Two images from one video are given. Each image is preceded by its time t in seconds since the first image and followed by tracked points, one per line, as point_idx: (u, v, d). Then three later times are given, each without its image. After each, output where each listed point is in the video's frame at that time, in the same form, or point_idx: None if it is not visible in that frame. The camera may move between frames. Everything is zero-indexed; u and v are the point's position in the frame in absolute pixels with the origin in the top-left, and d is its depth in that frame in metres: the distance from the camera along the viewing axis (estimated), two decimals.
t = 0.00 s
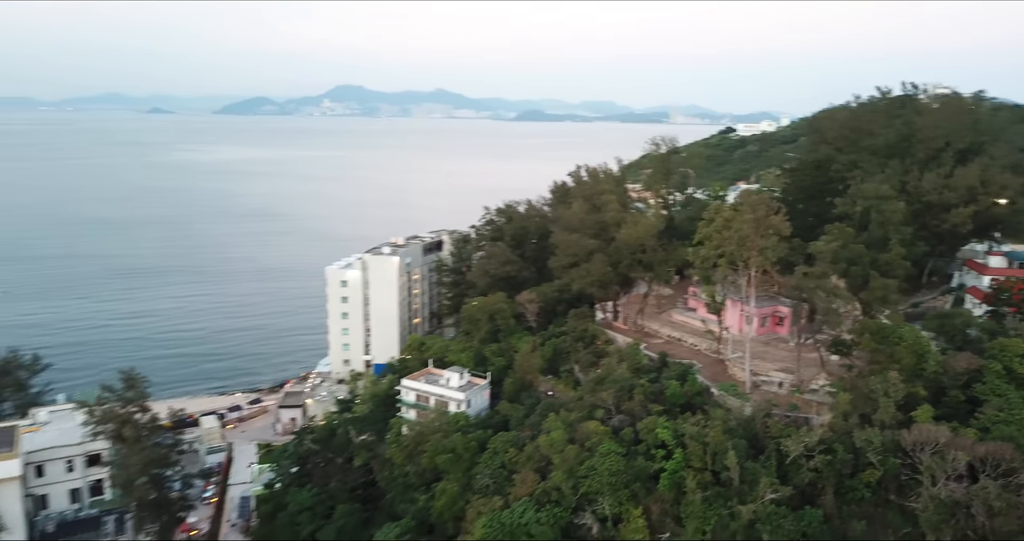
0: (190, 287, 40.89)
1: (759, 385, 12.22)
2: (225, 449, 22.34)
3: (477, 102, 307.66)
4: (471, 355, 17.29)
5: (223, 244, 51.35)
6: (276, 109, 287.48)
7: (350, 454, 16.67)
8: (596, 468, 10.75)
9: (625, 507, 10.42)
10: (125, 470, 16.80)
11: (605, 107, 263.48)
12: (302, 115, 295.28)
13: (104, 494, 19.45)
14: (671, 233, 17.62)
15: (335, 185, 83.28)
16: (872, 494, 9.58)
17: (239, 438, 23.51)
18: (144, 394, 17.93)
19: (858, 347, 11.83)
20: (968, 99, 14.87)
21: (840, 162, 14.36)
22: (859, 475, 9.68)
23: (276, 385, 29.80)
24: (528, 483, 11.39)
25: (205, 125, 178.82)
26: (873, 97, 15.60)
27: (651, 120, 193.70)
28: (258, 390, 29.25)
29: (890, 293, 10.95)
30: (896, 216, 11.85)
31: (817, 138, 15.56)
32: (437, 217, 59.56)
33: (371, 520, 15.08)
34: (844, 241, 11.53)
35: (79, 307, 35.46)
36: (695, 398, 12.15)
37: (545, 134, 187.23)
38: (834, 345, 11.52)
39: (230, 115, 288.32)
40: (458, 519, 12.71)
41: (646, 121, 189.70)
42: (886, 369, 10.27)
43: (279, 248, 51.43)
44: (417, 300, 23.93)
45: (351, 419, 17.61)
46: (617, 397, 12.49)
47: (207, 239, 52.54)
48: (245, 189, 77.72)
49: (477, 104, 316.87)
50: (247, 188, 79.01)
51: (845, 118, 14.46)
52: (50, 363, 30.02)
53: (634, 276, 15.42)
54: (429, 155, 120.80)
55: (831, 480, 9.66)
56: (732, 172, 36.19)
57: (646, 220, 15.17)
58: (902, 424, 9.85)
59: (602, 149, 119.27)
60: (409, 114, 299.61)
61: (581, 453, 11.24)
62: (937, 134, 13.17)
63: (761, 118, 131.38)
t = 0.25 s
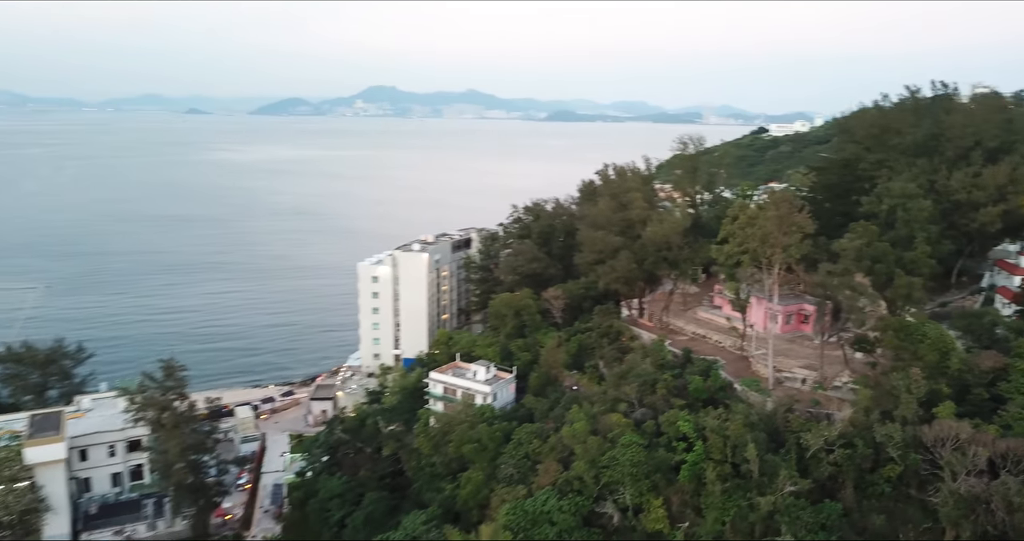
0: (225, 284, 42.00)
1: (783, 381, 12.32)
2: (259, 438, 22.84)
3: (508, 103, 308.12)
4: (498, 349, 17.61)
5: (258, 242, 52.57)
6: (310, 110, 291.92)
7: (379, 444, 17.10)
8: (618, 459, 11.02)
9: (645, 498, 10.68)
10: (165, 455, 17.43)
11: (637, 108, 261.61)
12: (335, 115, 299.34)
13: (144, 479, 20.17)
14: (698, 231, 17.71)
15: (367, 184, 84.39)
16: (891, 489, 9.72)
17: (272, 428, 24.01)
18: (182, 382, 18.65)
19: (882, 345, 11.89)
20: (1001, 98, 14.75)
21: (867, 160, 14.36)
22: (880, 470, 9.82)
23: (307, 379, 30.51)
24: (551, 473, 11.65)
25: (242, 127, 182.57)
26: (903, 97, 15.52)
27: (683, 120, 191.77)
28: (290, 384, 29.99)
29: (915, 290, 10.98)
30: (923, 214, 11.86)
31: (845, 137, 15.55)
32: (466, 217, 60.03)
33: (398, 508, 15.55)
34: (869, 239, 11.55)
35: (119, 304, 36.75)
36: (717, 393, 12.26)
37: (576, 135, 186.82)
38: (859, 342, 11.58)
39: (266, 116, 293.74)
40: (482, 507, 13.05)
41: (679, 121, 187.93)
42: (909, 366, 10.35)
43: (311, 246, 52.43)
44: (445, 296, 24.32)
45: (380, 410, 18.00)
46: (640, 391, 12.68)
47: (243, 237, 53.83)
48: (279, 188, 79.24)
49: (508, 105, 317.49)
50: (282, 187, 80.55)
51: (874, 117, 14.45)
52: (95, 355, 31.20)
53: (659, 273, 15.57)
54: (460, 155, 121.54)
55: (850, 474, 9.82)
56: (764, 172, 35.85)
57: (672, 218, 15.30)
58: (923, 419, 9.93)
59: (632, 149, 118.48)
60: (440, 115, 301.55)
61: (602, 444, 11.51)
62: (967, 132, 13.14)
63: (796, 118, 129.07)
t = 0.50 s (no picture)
0: (255, 280, 42.91)
1: (802, 377, 12.40)
2: (288, 429, 23.16)
3: (535, 103, 308.15)
4: (520, 344, 17.88)
5: (286, 239, 53.53)
6: (339, 110, 295.41)
7: (404, 434, 17.47)
8: (637, 449, 11.27)
9: (662, 488, 10.96)
10: (198, 442, 17.98)
11: (665, 108, 259.38)
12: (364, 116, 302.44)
13: (178, 466, 20.61)
14: (720, 229, 17.80)
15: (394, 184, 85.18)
16: (908, 483, 9.83)
17: (301, 420, 24.29)
18: (215, 371, 19.32)
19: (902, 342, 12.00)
20: None
21: (890, 159, 14.42)
22: (897, 465, 9.95)
23: (334, 373, 31.08)
24: (571, 462, 11.88)
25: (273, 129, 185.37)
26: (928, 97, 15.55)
27: (712, 120, 189.70)
28: (317, 378, 30.58)
29: (935, 288, 11.09)
30: (944, 213, 11.99)
31: (869, 136, 15.60)
32: (492, 216, 60.31)
33: (422, 497, 15.96)
34: (889, 236, 11.63)
35: (153, 300, 37.82)
36: (737, 388, 12.42)
37: (603, 135, 186.24)
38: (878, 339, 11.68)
39: (296, 117, 298.06)
40: (504, 495, 13.47)
41: (707, 121, 186.08)
42: (928, 362, 10.46)
43: (339, 244, 53.23)
44: (470, 293, 24.66)
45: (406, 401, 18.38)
46: (659, 385, 12.88)
47: (273, 235, 54.92)
48: (308, 187, 80.46)
49: (535, 105, 317.41)
50: (311, 186, 81.79)
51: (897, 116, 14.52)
52: (130, 348, 32.24)
53: (681, 270, 15.70)
54: (486, 155, 121.94)
55: (867, 468, 9.96)
56: (792, 173, 35.48)
57: (694, 215, 15.46)
58: (941, 414, 10.03)
59: (660, 150, 117.59)
60: (468, 115, 302.70)
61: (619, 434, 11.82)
62: (990, 131, 13.22)
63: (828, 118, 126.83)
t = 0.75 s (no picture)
0: (283, 277, 43.79)
1: (821, 373, 12.53)
2: (315, 420, 23.54)
3: (561, 103, 307.61)
4: (542, 339, 18.18)
5: (314, 237, 54.46)
6: (366, 110, 298.28)
7: (428, 426, 17.86)
8: (655, 440, 11.54)
9: (680, 478, 11.17)
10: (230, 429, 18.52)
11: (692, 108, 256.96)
12: (391, 116, 304.96)
13: (209, 454, 21.19)
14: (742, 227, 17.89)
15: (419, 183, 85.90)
16: (924, 477, 10.00)
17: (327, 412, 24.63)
18: (246, 362, 19.84)
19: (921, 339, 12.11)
20: None
21: (913, 158, 14.47)
22: (913, 459, 10.11)
23: (360, 368, 31.64)
24: (590, 452, 12.14)
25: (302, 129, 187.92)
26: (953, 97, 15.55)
27: (740, 120, 187.46)
28: (343, 372, 31.15)
29: (955, 285, 11.21)
30: (966, 210, 12.07)
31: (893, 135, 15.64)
32: (516, 216, 60.56)
33: (444, 488, 16.33)
34: (910, 234, 11.73)
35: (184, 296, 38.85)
36: (755, 383, 12.59)
37: (629, 135, 185.67)
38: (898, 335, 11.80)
39: (324, 117, 301.63)
40: (524, 484, 13.84)
41: (735, 122, 183.94)
42: (946, 358, 10.60)
43: (365, 242, 53.96)
44: (493, 289, 25.00)
45: (430, 393, 18.78)
46: (679, 379, 13.08)
47: (301, 233, 55.89)
48: (335, 186, 81.57)
49: (560, 105, 317.09)
50: (338, 185, 82.91)
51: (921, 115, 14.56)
52: (164, 341, 33.17)
53: (702, 267, 15.84)
54: (511, 155, 122.35)
55: (883, 461, 10.14)
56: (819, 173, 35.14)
57: (716, 214, 15.62)
58: (958, 410, 10.17)
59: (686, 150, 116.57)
60: (493, 115, 303.55)
61: (637, 426, 12.09)
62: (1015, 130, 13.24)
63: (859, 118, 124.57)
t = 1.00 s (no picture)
0: (313, 275, 44.67)
1: (842, 369, 12.67)
2: (343, 412, 24.11)
3: (589, 103, 306.62)
4: (566, 335, 18.45)
5: (342, 236, 55.38)
6: (395, 111, 300.92)
7: (452, 418, 18.25)
8: (675, 432, 11.81)
9: (699, 470, 11.42)
10: (262, 417, 19.10)
11: (722, 108, 254.00)
12: (419, 117, 307.21)
13: (242, 443, 21.60)
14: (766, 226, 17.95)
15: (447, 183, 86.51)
16: (942, 471, 10.18)
17: (355, 404, 25.14)
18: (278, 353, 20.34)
19: (943, 337, 12.20)
20: None
21: (938, 157, 14.46)
22: (932, 454, 10.29)
23: (386, 363, 32.21)
24: (611, 443, 12.43)
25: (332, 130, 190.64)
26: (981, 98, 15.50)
27: (771, 120, 184.87)
28: (370, 367, 31.75)
29: (978, 282, 11.28)
30: (991, 209, 12.06)
31: (919, 134, 15.61)
32: (541, 216, 60.73)
33: (468, 478, 16.70)
34: (932, 231, 11.82)
35: (217, 292, 39.91)
36: (776, 378, 12.74)
37: (658, 136, 184.29)
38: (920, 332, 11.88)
39: (353, 117, 305.06)
40: (546, 474, 14.14)
41: (766, 122, 181.43)
42: (966, 354, 10.70)
43: (392, 241, 54.67)
44: (518, 286, 25.35)
45: (455, 386, 19.19)
46: (699, 374, 13.27)
47: (330, 232, 56.89)
48: (364, 186, 82.64)
49: (588, 105, 316.15)
50: (366, 185, 83.98)
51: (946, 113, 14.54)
52: (197, 334, 34.15)
53: (725, 265, 15.98)
54: (538, 156, 122.51)
55: (901, 456, 10.34)
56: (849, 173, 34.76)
57: (739, 212, 15.77)
58: (977, 405, 10.30)
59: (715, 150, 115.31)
60: (521, 115, 303.85)
61: (657, 418, 12.38)
62: None
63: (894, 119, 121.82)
